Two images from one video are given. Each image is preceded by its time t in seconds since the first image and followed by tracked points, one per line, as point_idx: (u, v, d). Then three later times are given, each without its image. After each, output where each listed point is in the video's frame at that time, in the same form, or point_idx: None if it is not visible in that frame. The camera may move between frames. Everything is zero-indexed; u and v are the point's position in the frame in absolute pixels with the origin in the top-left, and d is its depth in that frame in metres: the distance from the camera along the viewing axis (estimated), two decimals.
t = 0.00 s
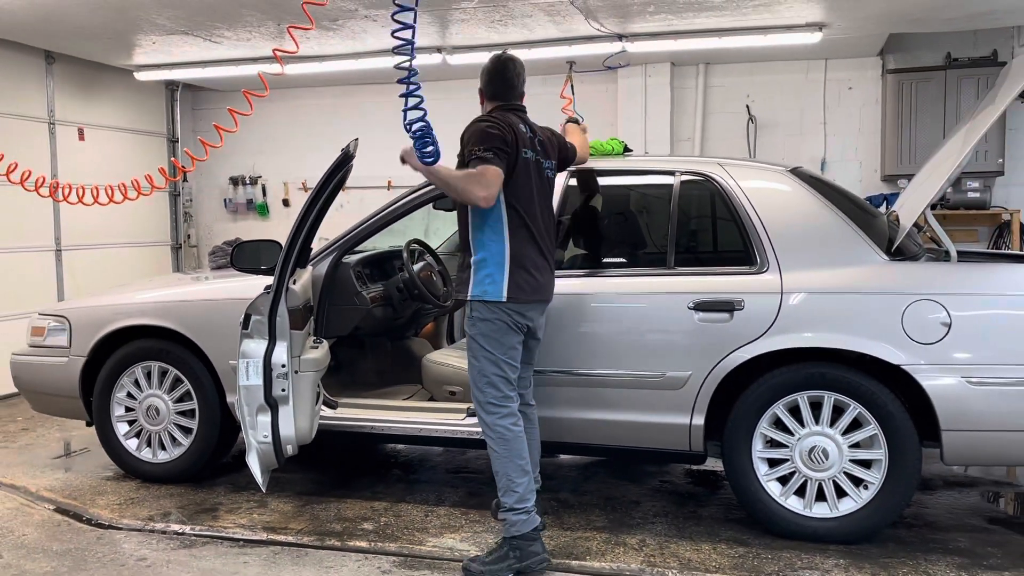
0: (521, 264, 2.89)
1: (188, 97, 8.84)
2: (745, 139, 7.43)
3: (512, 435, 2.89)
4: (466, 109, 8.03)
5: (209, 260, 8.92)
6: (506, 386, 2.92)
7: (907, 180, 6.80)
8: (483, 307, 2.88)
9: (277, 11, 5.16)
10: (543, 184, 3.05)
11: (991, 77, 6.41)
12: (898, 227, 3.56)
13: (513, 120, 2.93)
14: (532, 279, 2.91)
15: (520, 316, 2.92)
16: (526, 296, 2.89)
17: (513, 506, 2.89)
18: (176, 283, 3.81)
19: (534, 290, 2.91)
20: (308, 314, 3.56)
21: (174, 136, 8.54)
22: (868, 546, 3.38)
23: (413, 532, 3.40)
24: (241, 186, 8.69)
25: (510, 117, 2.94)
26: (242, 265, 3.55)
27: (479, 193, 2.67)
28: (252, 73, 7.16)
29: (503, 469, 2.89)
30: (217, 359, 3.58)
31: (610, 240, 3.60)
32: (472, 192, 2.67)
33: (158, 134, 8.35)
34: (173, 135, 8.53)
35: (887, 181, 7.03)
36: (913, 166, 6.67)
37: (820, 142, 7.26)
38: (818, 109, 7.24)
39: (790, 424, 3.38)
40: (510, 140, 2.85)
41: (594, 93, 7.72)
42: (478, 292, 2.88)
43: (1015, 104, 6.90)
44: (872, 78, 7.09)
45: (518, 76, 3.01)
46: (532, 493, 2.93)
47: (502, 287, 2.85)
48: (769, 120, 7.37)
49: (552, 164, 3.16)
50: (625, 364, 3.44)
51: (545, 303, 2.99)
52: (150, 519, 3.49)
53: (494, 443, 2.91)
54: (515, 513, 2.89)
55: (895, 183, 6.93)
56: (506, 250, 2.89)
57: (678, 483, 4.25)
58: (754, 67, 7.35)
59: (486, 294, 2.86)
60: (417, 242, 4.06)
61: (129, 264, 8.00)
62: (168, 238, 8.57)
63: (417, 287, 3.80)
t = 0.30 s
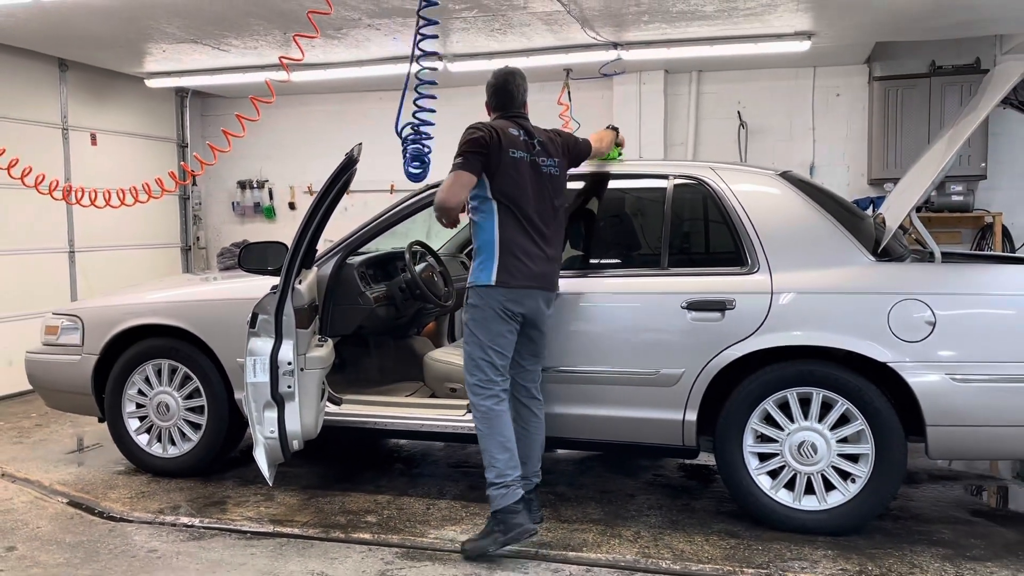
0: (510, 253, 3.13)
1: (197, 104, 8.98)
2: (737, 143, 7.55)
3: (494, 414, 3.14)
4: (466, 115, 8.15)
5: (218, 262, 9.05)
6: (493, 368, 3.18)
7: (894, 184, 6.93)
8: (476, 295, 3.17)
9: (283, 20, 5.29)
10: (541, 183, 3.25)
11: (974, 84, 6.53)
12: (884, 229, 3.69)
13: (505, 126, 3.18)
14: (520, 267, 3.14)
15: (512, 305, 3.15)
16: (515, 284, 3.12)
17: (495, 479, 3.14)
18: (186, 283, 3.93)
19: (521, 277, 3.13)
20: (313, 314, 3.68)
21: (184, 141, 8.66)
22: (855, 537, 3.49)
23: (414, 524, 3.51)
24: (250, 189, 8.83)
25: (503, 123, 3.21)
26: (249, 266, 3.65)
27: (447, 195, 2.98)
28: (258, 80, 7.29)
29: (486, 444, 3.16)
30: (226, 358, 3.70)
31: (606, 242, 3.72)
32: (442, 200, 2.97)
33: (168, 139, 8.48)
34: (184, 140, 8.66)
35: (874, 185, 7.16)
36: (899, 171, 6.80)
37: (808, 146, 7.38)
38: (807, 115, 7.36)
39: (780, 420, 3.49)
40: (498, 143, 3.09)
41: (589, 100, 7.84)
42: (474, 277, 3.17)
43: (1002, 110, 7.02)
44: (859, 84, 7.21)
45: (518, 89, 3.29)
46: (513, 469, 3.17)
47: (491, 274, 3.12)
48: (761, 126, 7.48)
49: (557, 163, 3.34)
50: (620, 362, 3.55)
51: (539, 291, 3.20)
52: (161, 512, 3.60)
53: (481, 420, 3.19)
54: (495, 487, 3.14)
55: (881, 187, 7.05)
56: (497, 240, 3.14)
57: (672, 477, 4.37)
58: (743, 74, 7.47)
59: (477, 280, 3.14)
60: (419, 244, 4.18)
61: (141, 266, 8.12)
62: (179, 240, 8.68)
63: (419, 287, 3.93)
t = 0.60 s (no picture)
0: (499, 243, 3.22)
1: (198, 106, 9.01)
2: (733, 145, 7.59)
3: (483, 408, 3.25)
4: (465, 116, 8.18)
5: (219, 262, 9.09)
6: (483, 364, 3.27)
7: (890, 185, 6.96)
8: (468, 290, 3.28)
9: (284, 22, 5.32)
10: (541, 179, 3.31)
11: (969, 86, 6.56)
12: (880, 229, 3.72)
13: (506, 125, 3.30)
14: (506, 256, 3.22)
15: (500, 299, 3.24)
16: (502, 277, 3.21)
17: (484, 471, 3.25)
18: (188, 283, 3.96)
19: (507, 265, 3.21)
20: (314, 313, 3.71)
21: (185, 142, 8.69)
22: (851, 535, 3.53)
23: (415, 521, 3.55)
24: (251, 190, 8.86)
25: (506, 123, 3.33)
26: (251, 266, 3.68)
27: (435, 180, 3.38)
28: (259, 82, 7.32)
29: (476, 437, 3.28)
30: (227, 357, 3.73)
31: (604, 242, 3.75)
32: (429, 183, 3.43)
33: (171, 141, 8.52)
34: (184, 141, 8.69)
35: (870, 186, 7.20)
36: (894, 172, 6.84)
37: (804, 147, 7.41)
38: (803, 116, 7.39)
39: (777, 418, 3.52)
40: (489, 139, 3.22)
41: (587, 102, 7.87)
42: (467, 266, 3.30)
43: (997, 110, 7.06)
44: (855, 86, 7.25)
45: (530, 96, 3.38)
46: (502, 462, 3.26)
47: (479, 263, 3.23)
48: (757, 127, 7.52)
49: (559, 162, 3.37)
50: (618, 361, 3.58)
51: (530, 284, 3.25)
52: (163, 510, 3.64)
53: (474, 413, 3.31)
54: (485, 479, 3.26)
55: (878, 188, 7.08)
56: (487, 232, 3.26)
57: (670, 475, 4.40)
58: (742, 76, 7.50)
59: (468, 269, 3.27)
60: (419, 244, 4.21)
61: (143, 266, 8.15)
62: (180, 240, 8.72)
63: (419, 286, 3.96)
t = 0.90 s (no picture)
0: (492, 239, 3.28)
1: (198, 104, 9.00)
2: (733, 143, 7.59)
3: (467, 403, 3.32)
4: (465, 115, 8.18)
5: (219, 261, 9.09)
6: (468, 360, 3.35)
7: (889, 184, 6.97)
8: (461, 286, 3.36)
9: (283, 21, 5.32)
10: (533, 174, 3.37)
11: (968, 85, 6.57)
12: (880, 228, 3.72)
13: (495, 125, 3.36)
14: (501, 251, 3.28)
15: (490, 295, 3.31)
16: (493, 273, 3.28)
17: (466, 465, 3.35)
18: (187, 282, 3.96)
19: (501, 259, 3.27)
20: (313, 312, 3.71)
21: (185, 141, 8.69)
22: (851, 533, 3.53)
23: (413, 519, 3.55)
24: (251, 189, 8.87)
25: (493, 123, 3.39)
26: (250, 264, 3.68)
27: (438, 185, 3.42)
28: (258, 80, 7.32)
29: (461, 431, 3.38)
30: (227, 356, 3.73)
31: (604, 241, 3.75)
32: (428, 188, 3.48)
33: (170, 139, 8.51)
34: (184, 140, 8.68)
35: (869, 184, 7.19)
36: (893, 170, 6.84)
37: (804, 146, 7.41)
38: (803, 114, 7.39)
39: (776, 417, 3.52)
40: (479, 140, 3.28)
41: (587, 101, 7.87)
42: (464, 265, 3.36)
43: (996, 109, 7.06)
44: (854, 85, 7.24)
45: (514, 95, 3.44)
46: (484, 456, 3.34)
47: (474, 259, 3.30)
48: (756, 126, 7.52)
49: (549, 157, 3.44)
50: (617, 359, 3.58)
51: (523, 280, 3.28)
52: (162, 509, 3.64)
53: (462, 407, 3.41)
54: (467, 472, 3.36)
55: (877, 186, 7.08)
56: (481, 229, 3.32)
57: (669, 474, 4.41)
58: (742, 75, 7.50)
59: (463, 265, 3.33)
60: (418, 243, 4.22)
61: (143, 264, 8.15)
62: (180, 239, 8.72)
63: (418, 285, 3.97)
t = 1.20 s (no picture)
0: (475, 243, 3.32)
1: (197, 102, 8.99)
2: (733, 141, 7.58)
3: (450, 408, 3.39)
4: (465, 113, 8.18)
5: (219, 259, 9.09)
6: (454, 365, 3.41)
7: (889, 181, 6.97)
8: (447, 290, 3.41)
9: (283, 18, 5.31)
10: (512, 172, 3.39)
11: (968, 82, 6.60)
12: (880, 225, 3.72)
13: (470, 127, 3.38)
14: (486, 253, 3.31)
15: (475, 300, 3.35)
16: (477, 278, 3.32)
17: (444, 467, 3.45)
18: (187, 280, 3.96)
19: (484, 263, 3.31)
20: (313, 310, 3.71)
21: (184, 138, 8.68)
22: (851, 530, 3.53)
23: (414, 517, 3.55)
24: (251, 186, 8.87)
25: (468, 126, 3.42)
26: (250, 262, 3.69)
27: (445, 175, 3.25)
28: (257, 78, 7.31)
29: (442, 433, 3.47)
30: (227, 354, 3.73)
31: (604, 239, 3.75)
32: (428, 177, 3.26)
33: (170, 137, 8.51)
34: (184, 138, 8.68)
35: (869, 182, 7.19)
36: (893, 168, 6.85)
37: (804, 143, 7.41)
38: (803, 112, 7.39)
39: (776, 414, 3.52)
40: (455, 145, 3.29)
41: (587, 98, 7.86)
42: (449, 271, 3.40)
43: (996, 106, 7.06)
44: (855, 83, 7.24)
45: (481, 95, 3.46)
46: (461, 460, 3.43)
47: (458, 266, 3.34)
48: (756, 124, 7.52)
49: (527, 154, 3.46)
50: (616, 357, 3.58)
51: (510, 282, 3.32)
52: (163, 506, 3.64)
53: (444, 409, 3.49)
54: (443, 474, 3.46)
55: (877, 184, 7.08)
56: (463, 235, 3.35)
57: (669, 471, 4.41)
58: (742, 72, 7.50)
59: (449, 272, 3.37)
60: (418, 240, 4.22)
61: (142, 262, 8.14)
62: (180, 237, 8.72)
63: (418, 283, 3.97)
